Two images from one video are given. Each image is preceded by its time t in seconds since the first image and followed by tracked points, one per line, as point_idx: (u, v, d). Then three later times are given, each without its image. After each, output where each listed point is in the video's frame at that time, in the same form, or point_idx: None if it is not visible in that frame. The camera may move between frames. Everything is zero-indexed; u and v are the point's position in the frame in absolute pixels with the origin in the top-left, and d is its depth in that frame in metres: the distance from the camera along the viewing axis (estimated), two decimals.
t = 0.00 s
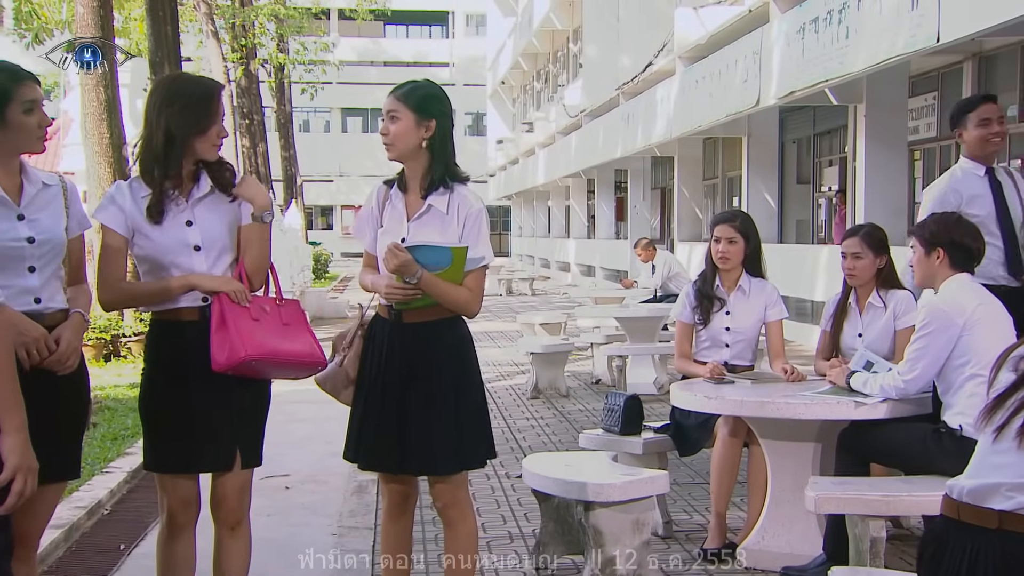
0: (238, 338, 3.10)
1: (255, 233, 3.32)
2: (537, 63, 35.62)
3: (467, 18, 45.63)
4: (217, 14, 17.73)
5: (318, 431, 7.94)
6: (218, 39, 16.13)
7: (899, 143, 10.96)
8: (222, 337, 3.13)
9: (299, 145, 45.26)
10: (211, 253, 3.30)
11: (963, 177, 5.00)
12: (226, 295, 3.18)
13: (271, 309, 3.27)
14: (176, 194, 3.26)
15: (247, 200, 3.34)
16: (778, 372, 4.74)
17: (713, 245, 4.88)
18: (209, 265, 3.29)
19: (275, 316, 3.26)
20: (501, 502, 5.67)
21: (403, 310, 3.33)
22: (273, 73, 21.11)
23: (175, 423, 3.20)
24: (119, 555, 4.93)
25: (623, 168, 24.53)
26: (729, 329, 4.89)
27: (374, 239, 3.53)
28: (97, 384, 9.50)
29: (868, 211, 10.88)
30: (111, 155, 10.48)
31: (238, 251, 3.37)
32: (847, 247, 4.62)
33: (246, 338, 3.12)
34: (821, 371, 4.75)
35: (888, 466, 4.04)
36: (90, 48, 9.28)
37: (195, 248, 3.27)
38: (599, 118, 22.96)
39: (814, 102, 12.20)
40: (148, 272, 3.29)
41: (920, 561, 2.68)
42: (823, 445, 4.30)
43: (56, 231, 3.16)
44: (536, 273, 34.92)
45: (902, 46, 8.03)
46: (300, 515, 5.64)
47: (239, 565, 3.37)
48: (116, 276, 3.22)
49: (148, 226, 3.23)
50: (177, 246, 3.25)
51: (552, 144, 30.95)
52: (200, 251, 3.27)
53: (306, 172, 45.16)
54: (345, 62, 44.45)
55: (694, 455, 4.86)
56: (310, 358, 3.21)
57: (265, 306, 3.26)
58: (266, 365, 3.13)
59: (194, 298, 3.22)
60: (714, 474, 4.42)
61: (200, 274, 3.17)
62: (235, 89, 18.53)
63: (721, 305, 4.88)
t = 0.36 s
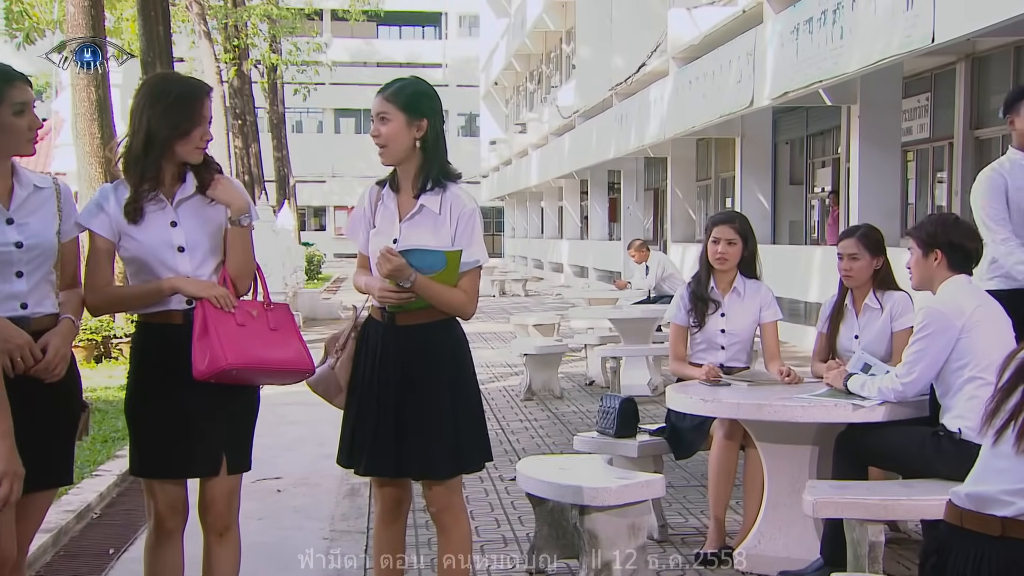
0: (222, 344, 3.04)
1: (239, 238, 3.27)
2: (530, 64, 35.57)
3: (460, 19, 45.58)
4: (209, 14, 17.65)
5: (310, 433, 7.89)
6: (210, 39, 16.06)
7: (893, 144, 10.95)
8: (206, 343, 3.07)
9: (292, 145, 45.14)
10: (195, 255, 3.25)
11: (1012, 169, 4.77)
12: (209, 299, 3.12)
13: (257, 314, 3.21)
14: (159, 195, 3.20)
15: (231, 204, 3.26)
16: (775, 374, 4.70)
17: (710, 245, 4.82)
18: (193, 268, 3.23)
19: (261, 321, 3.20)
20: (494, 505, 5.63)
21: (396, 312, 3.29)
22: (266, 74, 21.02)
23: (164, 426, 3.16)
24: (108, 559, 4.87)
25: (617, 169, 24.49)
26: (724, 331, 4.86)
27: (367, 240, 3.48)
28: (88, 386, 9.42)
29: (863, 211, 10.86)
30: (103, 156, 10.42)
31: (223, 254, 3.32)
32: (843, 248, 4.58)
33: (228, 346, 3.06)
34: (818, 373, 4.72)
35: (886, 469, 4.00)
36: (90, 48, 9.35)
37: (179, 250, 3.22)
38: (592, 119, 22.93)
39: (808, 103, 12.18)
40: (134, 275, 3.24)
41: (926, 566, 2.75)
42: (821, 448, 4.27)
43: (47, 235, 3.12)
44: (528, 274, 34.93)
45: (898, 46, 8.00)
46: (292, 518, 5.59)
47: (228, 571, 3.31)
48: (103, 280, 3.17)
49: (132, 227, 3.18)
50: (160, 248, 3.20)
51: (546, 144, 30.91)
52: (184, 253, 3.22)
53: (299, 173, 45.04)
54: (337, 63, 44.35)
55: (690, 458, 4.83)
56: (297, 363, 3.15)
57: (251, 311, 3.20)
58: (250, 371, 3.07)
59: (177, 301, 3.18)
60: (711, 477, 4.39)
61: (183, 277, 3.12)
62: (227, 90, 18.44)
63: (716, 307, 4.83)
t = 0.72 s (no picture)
0: (208, 348, 2.98)
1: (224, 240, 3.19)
2: (521, 65, 35.52)
3: (452, 20, 45.54)
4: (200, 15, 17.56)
5: (300, 436, 7.82)
6: (201, 40, 15.98)
7: (885, 145, 10.94)
8: (191, 348, 3.00)
9: (283, 146, 45.01)
10: (184, 256, 3.19)
11: None
12: (193, 301, 3.05)
13: (246, 317, 3.15)
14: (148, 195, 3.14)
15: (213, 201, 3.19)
16: (771, 377, 4.66)
17: (709, 247, 4.77)
18: (181, 271, 3.17)
19: (250, 324, 3.14)
20: (487, 509, 5.57)
21: (392, 313, 3.23)
22: (258, 75, 20.93)
23: (149, 431, 3.09)
24: (94, 566, 4.79)
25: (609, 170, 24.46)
26: (719, 334, 4.80)
27: (358, 242, 3.42)
28: (76, 388, 9.33)
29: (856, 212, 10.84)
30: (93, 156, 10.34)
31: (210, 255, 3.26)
32: (839, 250, 4.53)
33: (216, 350, 2.99)
34: (813, 376, 4.65)
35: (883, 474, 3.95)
36: (91, 48, 9.16)
37: (167, 251, 3.16)
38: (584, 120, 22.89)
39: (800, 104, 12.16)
40: (119, 276, 3.17)
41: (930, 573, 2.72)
42: (817, 452, 4.23)
43: (33, 236, 3.05)
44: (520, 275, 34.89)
45: (891, 47, 7.97)
46: (282, 523, 5.52)
47: None
48: (90, 280, 3.09)
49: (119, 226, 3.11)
50: (149, 249, 3.14)
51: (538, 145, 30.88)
52: (172, 254, 3.16)
53: (291, 174, 44.92)
54: (329, 64, 44.24)
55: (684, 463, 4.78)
56: (286, 365, 3.10)
57: (239, 314, 3.14)
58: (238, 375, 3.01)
59: (165, 302, 3.13)
60: (706, 480, 4.34)
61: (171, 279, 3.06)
62: (218, 91, 18.35)
63: (712, 310, 4.79)
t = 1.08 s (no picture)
0: (186, 336, 2.93)
1: (213, 215, 3.08)
2: (515, 65, 35.46)
3: (445, 21, 45.45)
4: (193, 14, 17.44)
5: (292, 438, 7.74)
6: (194, 39, 15.88)
7: (879, 145, 10.90)
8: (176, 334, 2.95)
9: (276, 146, 44.88)
10: (178, 253, 3.11)
11: None
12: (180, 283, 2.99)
13: (243, 287, 3.07)
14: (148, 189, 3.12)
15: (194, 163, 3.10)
16: (768, 379, 4.61)
17: (709, 248, 4.72)
18: (174, 263, 3.09)
19: (248, 295, 3.07)
20: (481, 513, 5.51)
21: (395, 312, 3.17)
22: (250, 76, 20.81)
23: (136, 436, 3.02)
24: (81, 571, 4.71)
25: (602, 170, 24.41)
26: (717, 337, 4.75)
27: (351, 244, 3.33)
28: (66, 390, 9.23)
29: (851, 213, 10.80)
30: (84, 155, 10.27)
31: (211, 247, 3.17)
32: (837, 250, 4.49)
33: (199, 339, 2.95)
34: (812, 378, 4.59)
35: (882, 477, 3.90)
36: (91, 48, 9.30)
37: (162, 247, 3.09)
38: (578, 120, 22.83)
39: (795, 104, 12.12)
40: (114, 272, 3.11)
41: None
42: (816, 455, 4.18)
43: (17, 236, 2.99)
44: (513, 275, 34.83)
45: (887, 47, 7.93)
46: (273, 527, 5.45)
47: None
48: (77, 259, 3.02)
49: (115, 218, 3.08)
50: (144, 242, 3.08)
51: (531, 146, 30.81)
52: (166, 249, 3.09)
53: (283, 175, 44.78)
54: (322, 64, 44.12)
55: (681, 465, 4.72)
56: (281, 342, 3.06)
57: (235, 286, 3.06)
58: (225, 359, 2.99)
59: (151, 299, 3.05)
60: (703, 484, 4.29)
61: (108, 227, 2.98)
62: (210, 90, 18.24)
63: (710, 313, 4.73)
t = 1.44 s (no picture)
0: (147, 343, 2.85)
1: (199, 227, 3.00)
2: (513, 72, 35.48)
3: (444, 28, 45.49)
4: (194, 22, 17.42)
5: (290, 445, 7.70)
6: (195, 46, 15.87)
7: (878, 151, 10.91)
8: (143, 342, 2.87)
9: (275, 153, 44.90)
10: (176, 263, 3.05)
11: None
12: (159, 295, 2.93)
13: (218, 303, 2.94)
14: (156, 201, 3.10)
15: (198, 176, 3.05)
16: (769, 386, 4.59)
17: (711, 254, 4.68)
18: (169, 274, 3.03)
19: (222, 310, 2.94)
20: (481, 520, 5.48)
21: (394, 318, 3.15)
22: (250, 83, 20.79)
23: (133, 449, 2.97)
24: None
25: (601, 176, 24.42)
26: (720, 344, 4.73)
27: (358, 248, 3.32)
28: (66, 396, 9.19)
29: (850, 219, 10.79)
30: (85, 161, 10.26)
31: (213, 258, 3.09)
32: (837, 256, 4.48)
33: (158, 346, 2.85)
34: (813, 385, 4.57)
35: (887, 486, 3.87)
36: (91, 48, 9.14)
37: (160, 257, 3.04)
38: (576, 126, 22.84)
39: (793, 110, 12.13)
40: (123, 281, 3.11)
41: None
42: (818, 463, 4.17)
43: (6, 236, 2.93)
44: (512, 280, 34.81)
45: (886, 53, 7.93)
46: (273, 534, 5.41)
47: None
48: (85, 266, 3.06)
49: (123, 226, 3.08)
50: (145, 253, 3.05)
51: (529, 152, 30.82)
52: (164, 259, 3.04)
53: (282, 181, 44.79)
54: (321, 71, 44.16)
55: (682, 473, 4.70)
56: (238, 358, 2.86)
57: (209, 300, 2.94)
58: (182, 373, 2.85)
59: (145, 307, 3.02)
60: (705, 491, 4.27)
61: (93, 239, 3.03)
62: (210, 97, 18.22)
63: (712, 320, 4.71)
